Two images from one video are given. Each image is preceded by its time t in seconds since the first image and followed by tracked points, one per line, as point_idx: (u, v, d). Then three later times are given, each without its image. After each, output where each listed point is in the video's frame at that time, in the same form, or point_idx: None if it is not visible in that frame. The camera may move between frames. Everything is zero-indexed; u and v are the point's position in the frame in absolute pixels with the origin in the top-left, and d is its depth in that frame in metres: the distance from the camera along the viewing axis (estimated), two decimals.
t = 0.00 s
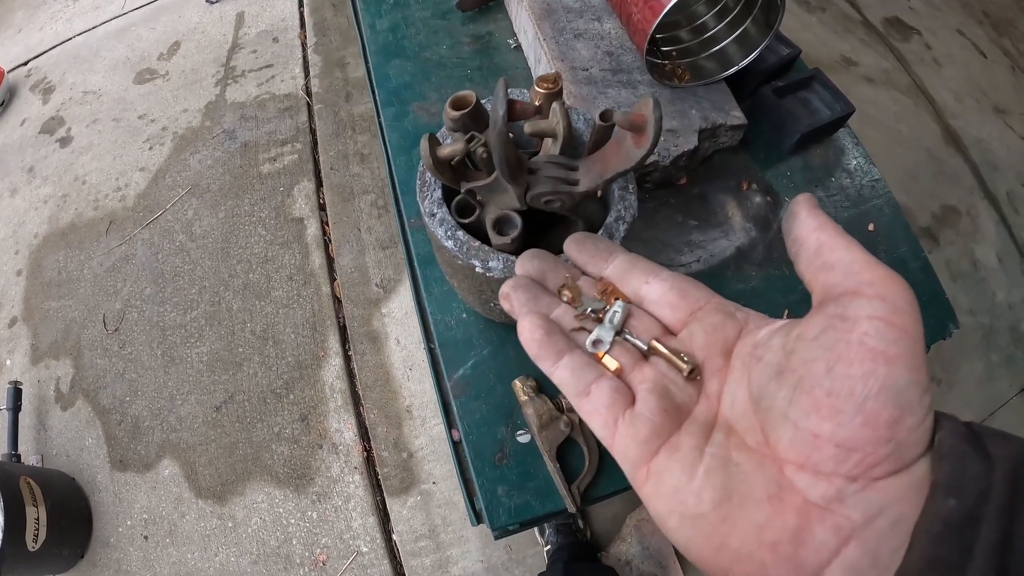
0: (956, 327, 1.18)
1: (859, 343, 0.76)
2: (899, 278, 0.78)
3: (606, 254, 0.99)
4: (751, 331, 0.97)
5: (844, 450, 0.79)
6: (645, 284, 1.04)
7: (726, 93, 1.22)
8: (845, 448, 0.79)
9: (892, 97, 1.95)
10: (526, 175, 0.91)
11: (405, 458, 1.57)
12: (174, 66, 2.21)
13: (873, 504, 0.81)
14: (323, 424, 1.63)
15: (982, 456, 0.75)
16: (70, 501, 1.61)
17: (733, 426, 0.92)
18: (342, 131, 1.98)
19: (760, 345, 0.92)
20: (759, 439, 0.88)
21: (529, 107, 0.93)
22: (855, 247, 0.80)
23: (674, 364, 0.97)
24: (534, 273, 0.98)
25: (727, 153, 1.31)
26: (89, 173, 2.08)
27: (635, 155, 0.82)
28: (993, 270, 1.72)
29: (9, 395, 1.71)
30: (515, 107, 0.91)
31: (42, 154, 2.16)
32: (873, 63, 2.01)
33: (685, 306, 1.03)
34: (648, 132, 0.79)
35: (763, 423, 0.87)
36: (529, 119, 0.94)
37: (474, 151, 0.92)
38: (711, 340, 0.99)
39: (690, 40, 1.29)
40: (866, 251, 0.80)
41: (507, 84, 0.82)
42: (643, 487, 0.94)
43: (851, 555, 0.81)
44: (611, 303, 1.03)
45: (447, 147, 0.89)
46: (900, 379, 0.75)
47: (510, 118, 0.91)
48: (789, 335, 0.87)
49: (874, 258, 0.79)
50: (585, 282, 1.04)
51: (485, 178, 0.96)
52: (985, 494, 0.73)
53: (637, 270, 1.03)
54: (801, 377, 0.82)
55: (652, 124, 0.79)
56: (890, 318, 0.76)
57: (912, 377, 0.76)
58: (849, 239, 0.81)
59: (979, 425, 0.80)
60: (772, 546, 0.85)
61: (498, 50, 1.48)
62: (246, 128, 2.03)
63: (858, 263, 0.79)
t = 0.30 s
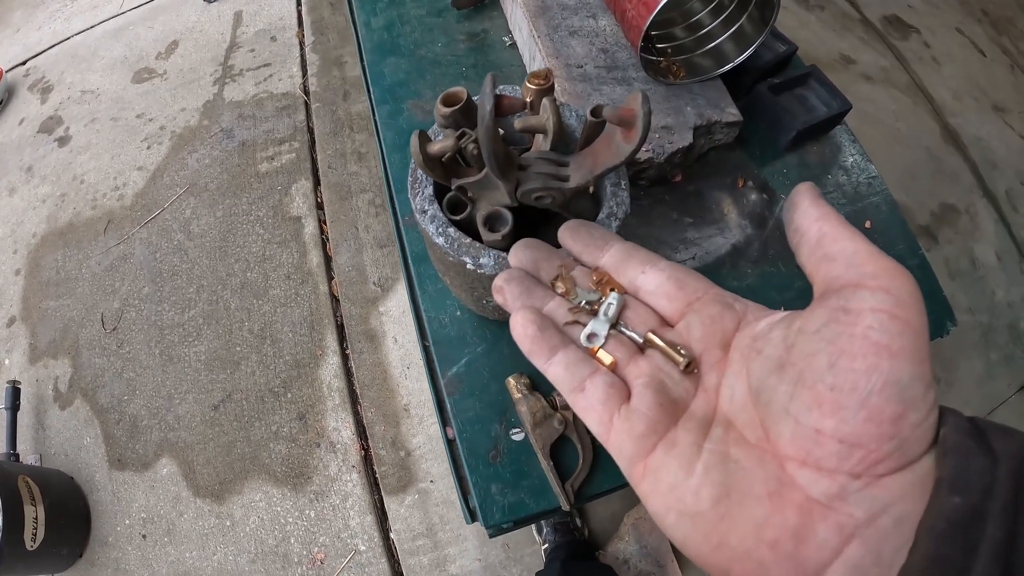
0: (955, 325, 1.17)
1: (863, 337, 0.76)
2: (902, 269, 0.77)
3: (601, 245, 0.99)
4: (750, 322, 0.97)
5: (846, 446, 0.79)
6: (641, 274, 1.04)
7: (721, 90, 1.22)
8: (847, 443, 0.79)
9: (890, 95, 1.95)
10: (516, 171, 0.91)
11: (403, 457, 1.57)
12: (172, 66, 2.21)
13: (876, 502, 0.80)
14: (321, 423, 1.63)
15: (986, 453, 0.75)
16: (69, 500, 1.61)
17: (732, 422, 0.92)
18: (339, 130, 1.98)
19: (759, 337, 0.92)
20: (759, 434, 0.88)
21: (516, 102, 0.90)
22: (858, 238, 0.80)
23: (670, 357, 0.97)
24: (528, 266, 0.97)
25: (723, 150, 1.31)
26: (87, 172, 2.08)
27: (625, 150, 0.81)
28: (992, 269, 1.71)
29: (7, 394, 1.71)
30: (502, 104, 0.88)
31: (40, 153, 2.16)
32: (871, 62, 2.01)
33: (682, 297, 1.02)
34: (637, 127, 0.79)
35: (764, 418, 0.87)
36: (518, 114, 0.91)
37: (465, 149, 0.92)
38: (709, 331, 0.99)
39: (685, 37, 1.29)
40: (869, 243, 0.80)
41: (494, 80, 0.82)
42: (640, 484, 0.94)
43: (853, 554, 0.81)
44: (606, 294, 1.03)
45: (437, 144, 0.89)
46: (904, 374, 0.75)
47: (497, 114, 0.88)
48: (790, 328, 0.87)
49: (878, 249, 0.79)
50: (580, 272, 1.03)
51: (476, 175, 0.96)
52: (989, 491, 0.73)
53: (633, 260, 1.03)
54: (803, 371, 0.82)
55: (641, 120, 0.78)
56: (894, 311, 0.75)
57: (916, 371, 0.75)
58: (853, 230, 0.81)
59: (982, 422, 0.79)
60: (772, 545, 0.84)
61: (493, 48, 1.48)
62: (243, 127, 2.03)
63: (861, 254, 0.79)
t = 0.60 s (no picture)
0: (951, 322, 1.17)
1: (855, 334, 0.76)
2: (894, 267, 0.77)
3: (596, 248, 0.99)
4: (744, 321, 0.97)
5: (839, 444, 0.78)
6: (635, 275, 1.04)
7: (715, 87, 1.22)
8: (840, 441, 0.78)
9: (887, 93, 1.95)
10: (505, 167, 0.90)
11: (400, 455, 1.57)
12: (169, 66, 2.21)
13: (869, 499, 0.80)
14: (318, 423, 1.63)
15: (978, 450, 0.75)
16: (66, 500, 1.61)
17: (727, 421, 0.92)
18: (336, 129, 1.98)
19: (753, 336, 0.92)
20: (753, 433, 0.88)
21: (503, 96, 0.87)
22: (849, 235, 0.80)
23: (663, 357, 0.97)
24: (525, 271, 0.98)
25: (718, 147, 1.31)
26: (84, 172, 2.08)
27: (613, 145, 0.80)
28: (990, 266, 1.71)
29: (4, 395, 1.71)
30: (489, 99, 0.85)
31: (38, 153, 2.16)
32: (868, 60, 2.01)
33: (676, 297, 1.03)
34: (626, 120, 0.78)
35: (758, 416, 0.87)
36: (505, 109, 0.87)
37: (455, 145, 0.91)
38: (703, 331, 0.99)
39: (679, 34, 1.29)
40: (861, 241, 0.80)
41: (480, 75, 0.80)
42: (635, 483, 0.93)
43: (845, 552, 0.81)
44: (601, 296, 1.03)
45: (427, 140, 0.89)
46: (897, 372, 0.75)
47: (484, 111, 0.85)
48: (782, 326, 0.87)
49: (869, 247, 0.79)
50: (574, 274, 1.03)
51: (466, 171, 0.96)
52: (982, 488, 0.73)
53: (627, 261, 1.03)
54: (796, 369, 0.82)
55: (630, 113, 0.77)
56: (887, 308, 0.75)
57: (909, 369, 0.75)
58: (844, 229, 0.81)
59: (977, 419, 0.79)
60: (766, 543, 0.84)
61: (487, 46, 1.48)
62: (240, 127, 2.03)
63: (853, 252, 0.79)
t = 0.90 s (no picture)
0: (953, 322, 1.17)
1: (836, 314, 0.77)
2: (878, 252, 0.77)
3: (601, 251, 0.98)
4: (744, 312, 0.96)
5: (826, 417, 0.78)
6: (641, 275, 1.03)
7: (716, 86, 1.21)
8: (827, 415, 0.78)
9: (887, 90, 1.94)
10: (507, 166, 0.89)
11: (399, 458, 1.56)
12: (166, 67, 2.20)
13: (858, 470, 0.79)
14: (317, 425, 1.62)
15: (968, 423, 0.75)
16: (64, 503, 1.60)
17: (724, 403, 0.91)
18: (334, 130, 1.97)
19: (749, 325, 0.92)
20: (747, 413, 0.88)
21: (505, 94, 0.88)
22: (836, 225, 0.80)
23: (668, 346, 0.97)
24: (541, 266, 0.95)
25: (719, 146, 1.30)
26: (81, 174, 2.07)
27: (619, 143, 0.81)
28: (990, 264, 1.71)
29: (1, 398, 1.70)
30: (491, 96, 0.86)
31: (35, 155, 2.15)
32: (867, 58, 2.00)
33: (680, 294, 1.02)
34: (631, 119, 0.78)
35: (750, 397, 0.87)
36: (506, 108, 0.88)
37: (455, 145, 0.89)
38: (705, 323, 0.98)
39: (680, 33, 1.28)
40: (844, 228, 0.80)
41: (482, 73, 0.80)
42: (637, 467, 0.94)
43: (837, 522, 0.79)
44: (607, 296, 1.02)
45: (426, 139, 0.88)
46: (879, 347, 0.75)
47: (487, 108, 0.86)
48: (773, 312, 0.88)
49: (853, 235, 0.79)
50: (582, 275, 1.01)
51: (466, 171, 0.94)
52: (971, 458, 0.72)
53: (633, 262, 1.02)
54: (783, 349, 0.82)
55: (636, 111, 0.78)
56: (868, 289, 0.75)
57: (891, 344, 0.75)
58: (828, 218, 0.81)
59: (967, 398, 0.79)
60: (759, 515, 0.82)
61: (486, 45, 1.47)
62: (238, 128, 2.02)
63: (838, 240, 0.79)
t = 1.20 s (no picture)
0: (952, 327, 1.17)
1: (793, 265, 0.75)
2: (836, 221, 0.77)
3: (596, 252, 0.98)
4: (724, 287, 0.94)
5: (784, 359, 0.75)
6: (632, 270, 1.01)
7: (716, 93, 1.21)
8: (785, 357, 0.75)
9: (883, 90, 1.94)
10: (508, 187, 0.88)
11: (399, 464, 1.56)
12: (161, 71, 2.19)
13: (817, 411, 0.74)
14: (316, 431, 1.61)
15: (931, 366, 0.68)
16: (63, 511, 1.59)
17: (698, 364, 0.90)
18: (330, 134, 1.96)
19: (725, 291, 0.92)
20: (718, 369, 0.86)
21: (506, 118, 0.89)
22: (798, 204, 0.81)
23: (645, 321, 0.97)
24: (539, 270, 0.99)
25: (718, 154, 1.30)
26: (77, 180, 2.06)
27: (621, 167, 0.80)
28: (987, 263, 1.71)
29: None
30: (492, 119, 0.87)
31: (30, 160, 2.14)
32: (864, 57, 2.00)
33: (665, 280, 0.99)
34: (635, 141, 0.77)
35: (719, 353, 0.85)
36: (507, 131, 0.89)
37: (454, 162, 0.89)
38: (685, 302, 0.95)
39: (679, 39, 1.28)
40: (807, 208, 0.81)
41: (483, 94, 0.78)
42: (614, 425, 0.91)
43: (797, 463, 0.73)
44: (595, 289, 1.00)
45: (425, 159, 0.86)
46: (832, 290, 0.72)
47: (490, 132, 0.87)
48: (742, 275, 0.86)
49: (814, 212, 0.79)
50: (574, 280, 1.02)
51: (466, 190, 0.94)
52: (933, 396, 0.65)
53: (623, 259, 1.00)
54: (745, 302, 0.80)
55: (638, 134, 0.76)
56: (826, 249, 0.74)
57: (847, 296, 0.73)
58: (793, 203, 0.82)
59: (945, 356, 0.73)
60: (720, 457, 0.77)
61: (484, 52, 1.46)
62: (233, 132, 2.01)
63: (798, 216, 0.79)
